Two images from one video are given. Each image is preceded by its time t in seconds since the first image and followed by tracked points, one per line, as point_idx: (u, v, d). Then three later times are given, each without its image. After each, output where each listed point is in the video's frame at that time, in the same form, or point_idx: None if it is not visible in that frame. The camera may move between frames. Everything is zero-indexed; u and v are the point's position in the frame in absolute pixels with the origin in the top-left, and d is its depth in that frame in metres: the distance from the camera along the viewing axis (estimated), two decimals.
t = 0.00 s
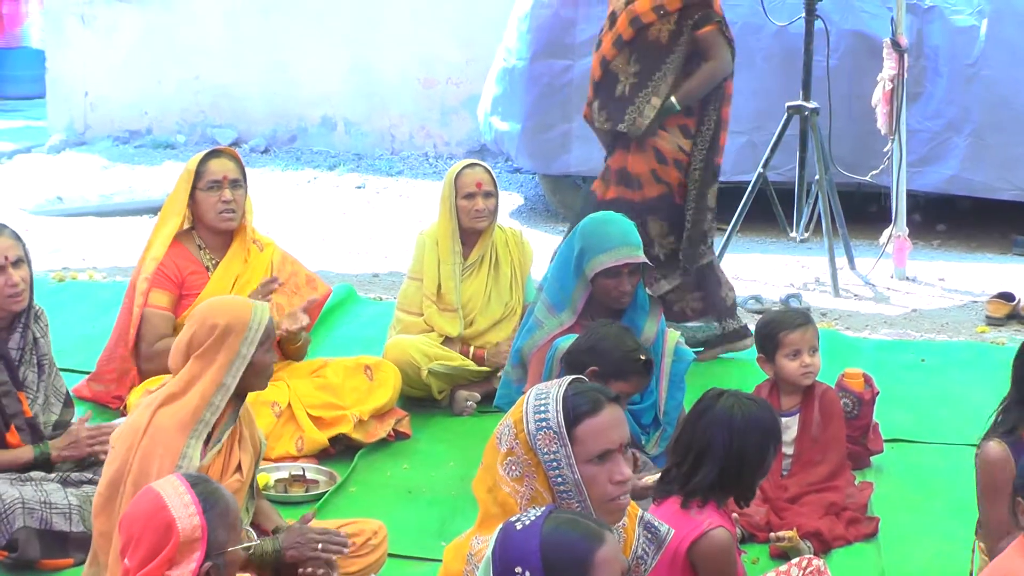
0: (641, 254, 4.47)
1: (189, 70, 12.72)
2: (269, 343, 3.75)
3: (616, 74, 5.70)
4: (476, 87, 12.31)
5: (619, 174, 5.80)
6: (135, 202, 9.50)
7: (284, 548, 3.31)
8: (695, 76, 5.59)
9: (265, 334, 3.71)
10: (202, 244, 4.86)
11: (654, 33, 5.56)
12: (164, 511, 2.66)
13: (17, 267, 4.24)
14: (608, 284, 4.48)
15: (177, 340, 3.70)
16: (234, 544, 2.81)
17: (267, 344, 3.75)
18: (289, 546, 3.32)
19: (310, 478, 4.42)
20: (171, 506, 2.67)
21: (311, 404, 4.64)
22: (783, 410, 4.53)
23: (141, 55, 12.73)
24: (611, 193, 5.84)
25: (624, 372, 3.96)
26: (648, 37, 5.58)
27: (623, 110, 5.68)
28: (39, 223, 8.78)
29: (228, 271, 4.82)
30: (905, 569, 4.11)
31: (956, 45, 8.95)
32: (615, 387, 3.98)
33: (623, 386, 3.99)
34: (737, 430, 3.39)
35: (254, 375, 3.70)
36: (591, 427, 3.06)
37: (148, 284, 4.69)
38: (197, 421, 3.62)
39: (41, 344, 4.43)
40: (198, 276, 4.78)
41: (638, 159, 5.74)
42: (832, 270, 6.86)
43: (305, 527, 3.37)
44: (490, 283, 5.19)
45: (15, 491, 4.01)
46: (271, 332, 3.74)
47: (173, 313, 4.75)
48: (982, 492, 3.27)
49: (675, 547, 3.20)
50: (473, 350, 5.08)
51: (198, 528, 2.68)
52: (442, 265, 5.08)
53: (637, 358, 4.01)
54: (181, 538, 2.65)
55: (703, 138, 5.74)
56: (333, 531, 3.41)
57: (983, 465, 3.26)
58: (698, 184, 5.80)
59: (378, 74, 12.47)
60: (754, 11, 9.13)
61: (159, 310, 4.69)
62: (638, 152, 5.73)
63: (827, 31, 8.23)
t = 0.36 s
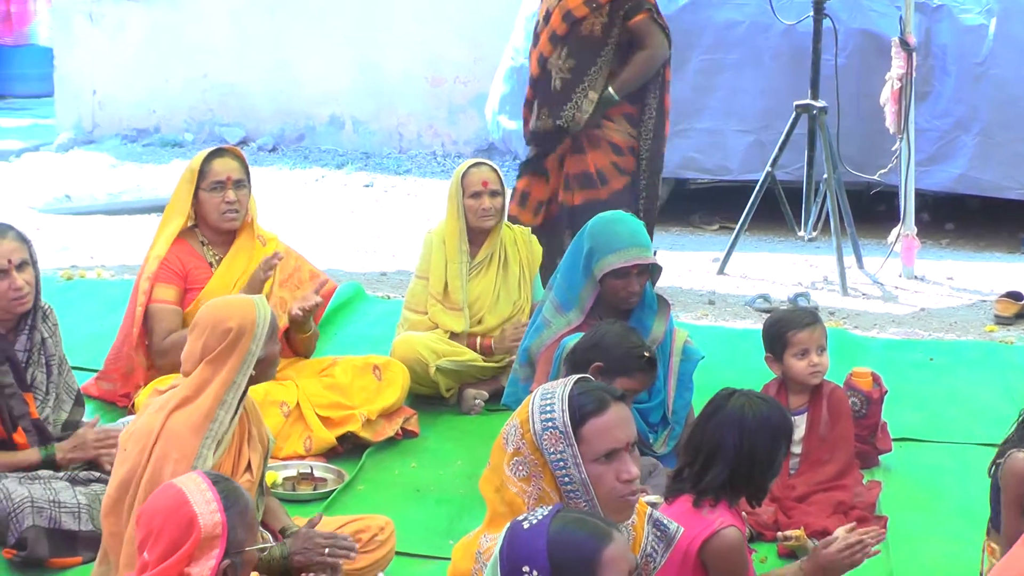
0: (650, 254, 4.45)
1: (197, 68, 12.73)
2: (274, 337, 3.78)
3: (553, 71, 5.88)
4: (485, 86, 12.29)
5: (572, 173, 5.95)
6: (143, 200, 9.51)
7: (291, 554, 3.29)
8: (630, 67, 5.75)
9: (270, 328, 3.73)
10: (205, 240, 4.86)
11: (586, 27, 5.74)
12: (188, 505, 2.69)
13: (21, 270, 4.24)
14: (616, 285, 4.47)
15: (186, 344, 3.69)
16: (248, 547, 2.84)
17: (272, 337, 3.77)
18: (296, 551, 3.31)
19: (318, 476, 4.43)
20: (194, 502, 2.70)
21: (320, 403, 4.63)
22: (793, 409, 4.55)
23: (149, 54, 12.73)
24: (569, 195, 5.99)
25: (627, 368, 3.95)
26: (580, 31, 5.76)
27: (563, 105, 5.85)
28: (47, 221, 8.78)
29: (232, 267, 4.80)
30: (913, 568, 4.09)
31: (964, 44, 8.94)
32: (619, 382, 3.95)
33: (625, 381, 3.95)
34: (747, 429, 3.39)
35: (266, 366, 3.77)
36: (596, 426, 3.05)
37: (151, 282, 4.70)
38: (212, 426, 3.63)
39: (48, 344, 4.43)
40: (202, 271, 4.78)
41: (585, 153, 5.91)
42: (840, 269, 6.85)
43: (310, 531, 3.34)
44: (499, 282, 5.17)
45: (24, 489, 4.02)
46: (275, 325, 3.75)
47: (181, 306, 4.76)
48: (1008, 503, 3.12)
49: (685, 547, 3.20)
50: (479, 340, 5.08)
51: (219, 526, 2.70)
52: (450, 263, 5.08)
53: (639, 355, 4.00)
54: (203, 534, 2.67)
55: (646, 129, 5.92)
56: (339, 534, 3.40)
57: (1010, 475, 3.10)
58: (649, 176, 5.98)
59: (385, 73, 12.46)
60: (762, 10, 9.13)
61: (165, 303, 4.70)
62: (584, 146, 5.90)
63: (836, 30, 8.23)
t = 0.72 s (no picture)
0: (671, 251, 4.44)
1: (219, 66, 12.77)
2: (296, 334, 3.76)
3: (499, 69, 6.23)
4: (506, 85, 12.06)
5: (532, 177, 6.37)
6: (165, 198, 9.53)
7: (312, 547, 3.30)
8: (569, 58, 6.14)
9: (292, 326, 3.71)
10: (226, 239, 4.86)
11: (524, 20, 6.10)
12: (209, 499, 2.68)
13: (41, 266, 4.27)
14: (636, 281, 4.47)
15: (207, 342, 3.69)
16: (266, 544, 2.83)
17: (295, 335, 3.76)
18: (318, 545, 3.31)
19: (339, 474, 4.43)
20: (215, 496, 2.70)
21: (341, 400, 4.64)
22: (814, 407, 4.53)
23: (170, 53, 12.77)
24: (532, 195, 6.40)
25: (648, 372, 3.98)
26: (519, 26, 6.12)
27: (510, 101, 6.22)
28: (70, 219, 8.82)
29: (254, 266, 4.82)
30: (934, 569, 4.08)
31: (988, 43, 8.91)
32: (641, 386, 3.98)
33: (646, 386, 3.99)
34: (764, 425, 3.37)
35: (287, 363, 3.77)
36: (616, 426, 3.06)
37: (173, 282, 4.71)
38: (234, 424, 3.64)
39: (70, 340, 4.45)
40: (224, 269, 4.80)
41: (540, 153, 6.33)
42: (862, 268, 6.83)
43: (330, 525, 3.35)
44: (520, 279, 5.17)
45: (46, 486, 4.04)
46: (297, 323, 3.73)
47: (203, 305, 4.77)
48: None
49: (707, 544, 3.20)
50: (501, 338, 5.09)
51: (240, 520, 2.70)
52: (470, 260, 5.08)
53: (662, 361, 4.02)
54: (224, 527, 2.67)
55: (590, 120, 6.33)
56: (360, 530, 3.41)
57: None
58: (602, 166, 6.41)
59: (404, 70, 12.41)
60: (784, 9, 9.10)
61: (188, 304, 4.72)
62: (539, 145, 6.32)
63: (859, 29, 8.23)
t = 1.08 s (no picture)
0: (684, 244, 4.44)
1: (228, 66, 12.77)
2: (307, 333, 3.77)
3: (433, 48, 5.97)
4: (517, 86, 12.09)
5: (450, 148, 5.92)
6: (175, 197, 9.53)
7: (322, 546, 3.29)
8: (507, 32, 5.79)
9: (301, 324, 3.73)
10: (241, 240, 4.87)
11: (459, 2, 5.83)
12: (223, 496, 2.69)
13: (59, 262, 4.29)
14: (651, 275, 4.47)
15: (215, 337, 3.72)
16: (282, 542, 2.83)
17: (305, 334, 3.77)
18: (328, 543, 3.31)
19: (349, 472, 4.44)
20: (228, 492, 2.71)
21: (352, 399, 4.64)
22: (825, 408, 4.54)
23: (180, 51, 12.77)
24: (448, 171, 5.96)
25: (648, 353, 4.00)
26: (454, 8, 5.85)
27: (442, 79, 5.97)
28: (80, 217, 8.83)
29: (267, 265, 4.82)
30: (944, 569, 4.07)
31: (999, 42, 8.89)
32: (642, 370, 3.99)
33: (648, 367, 3.99)
34: (756, 419, 3.74)
35: (296, 362, 3.76)
36: (625, 426, 3.08)
37: (184, 282, 4.70)
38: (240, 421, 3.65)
39: (82, 337, 4.46)
40: (236, 270, 4.79)
41: (463, 127, 5.91)
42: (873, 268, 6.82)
43: (340, 524, 3.36)
44: (530, 277, 5.15)
45: (58, 484, 4.06)
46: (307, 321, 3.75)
47: (212, 307, 4.77)
48: None
49: (716, 545, 3.22)
50: (513, 348, 5.07)
51: (254, 517, 2.70)
52: (481, 258, 5.08)
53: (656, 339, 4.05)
54: (237, 522, 2.67)
55: (525, 98, 5.95)
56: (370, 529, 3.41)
57: None
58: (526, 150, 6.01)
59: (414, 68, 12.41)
60: (795, 7, 9.07)
61: (195, 306, 4.71)
62: (469, 118, 5.89)
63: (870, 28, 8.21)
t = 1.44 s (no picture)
0: (719, 226, 4.09)
1: (215, 43, 12.37)
2: (300, 337, 3.34)
3: (361, 38, 5.38)
4: (532, 61, 11.47)
5: (372, 150, 5.50)
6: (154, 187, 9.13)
7: None
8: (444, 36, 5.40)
9: (293, 326, 3.30)
10: (223, 232, 4.44)
11: None
12: (217, 518, 2.45)
13: (24, 260, 3.80)
14: (683, 262, 4.09)
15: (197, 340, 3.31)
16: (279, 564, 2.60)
17: (298, 337, 3.34)
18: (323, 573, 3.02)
19: (347, 491, 4.00)
20: (221, 513, 2.46)
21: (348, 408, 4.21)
22: (873, 420, 4.11)
23: (168, 28, 12.35)
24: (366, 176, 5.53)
25: (676, 351, 3.66)
26: None
27: (371, 77, 5.37)
28: (50, 209, 8.39)
29: (255, 258, 4.38)
30: None
31: None
32: (674, 370, 3.64)
33: (681, 366, 3.64)
34: (799, 433, 3.57)
35: (287, 369, 3.32)
36: (650, 440, 2.97)
37: (166, 276, 4.28)
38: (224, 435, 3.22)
39: (51, 343, 3.99)
40: (222, 262, 4.37)
41: (387, 129, 5.48)
42: (926, 264, 6.38)
43: (338, 552, 3.06)
44: (547, 276, 4.71)
45: (25, 503, 3.62)
46: (300, 323, 3.32)
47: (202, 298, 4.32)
48: None
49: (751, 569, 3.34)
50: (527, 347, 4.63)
51: (247, 541, 2.46)
52: (493, 254, 4.66)
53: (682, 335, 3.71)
54: (229, 546, 2.43)
55: (458, 105, 5.53)
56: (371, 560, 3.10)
57: None
58: (459, 163, 5.52)
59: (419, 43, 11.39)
60: None
61: (183, 296, 4.27)
62: (395, 119, 5.47)
63: None
